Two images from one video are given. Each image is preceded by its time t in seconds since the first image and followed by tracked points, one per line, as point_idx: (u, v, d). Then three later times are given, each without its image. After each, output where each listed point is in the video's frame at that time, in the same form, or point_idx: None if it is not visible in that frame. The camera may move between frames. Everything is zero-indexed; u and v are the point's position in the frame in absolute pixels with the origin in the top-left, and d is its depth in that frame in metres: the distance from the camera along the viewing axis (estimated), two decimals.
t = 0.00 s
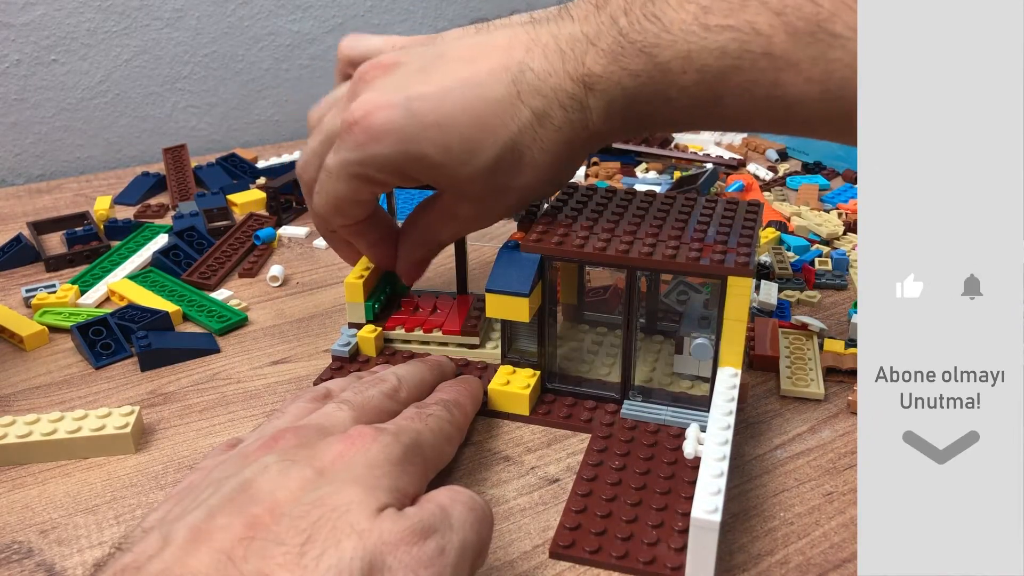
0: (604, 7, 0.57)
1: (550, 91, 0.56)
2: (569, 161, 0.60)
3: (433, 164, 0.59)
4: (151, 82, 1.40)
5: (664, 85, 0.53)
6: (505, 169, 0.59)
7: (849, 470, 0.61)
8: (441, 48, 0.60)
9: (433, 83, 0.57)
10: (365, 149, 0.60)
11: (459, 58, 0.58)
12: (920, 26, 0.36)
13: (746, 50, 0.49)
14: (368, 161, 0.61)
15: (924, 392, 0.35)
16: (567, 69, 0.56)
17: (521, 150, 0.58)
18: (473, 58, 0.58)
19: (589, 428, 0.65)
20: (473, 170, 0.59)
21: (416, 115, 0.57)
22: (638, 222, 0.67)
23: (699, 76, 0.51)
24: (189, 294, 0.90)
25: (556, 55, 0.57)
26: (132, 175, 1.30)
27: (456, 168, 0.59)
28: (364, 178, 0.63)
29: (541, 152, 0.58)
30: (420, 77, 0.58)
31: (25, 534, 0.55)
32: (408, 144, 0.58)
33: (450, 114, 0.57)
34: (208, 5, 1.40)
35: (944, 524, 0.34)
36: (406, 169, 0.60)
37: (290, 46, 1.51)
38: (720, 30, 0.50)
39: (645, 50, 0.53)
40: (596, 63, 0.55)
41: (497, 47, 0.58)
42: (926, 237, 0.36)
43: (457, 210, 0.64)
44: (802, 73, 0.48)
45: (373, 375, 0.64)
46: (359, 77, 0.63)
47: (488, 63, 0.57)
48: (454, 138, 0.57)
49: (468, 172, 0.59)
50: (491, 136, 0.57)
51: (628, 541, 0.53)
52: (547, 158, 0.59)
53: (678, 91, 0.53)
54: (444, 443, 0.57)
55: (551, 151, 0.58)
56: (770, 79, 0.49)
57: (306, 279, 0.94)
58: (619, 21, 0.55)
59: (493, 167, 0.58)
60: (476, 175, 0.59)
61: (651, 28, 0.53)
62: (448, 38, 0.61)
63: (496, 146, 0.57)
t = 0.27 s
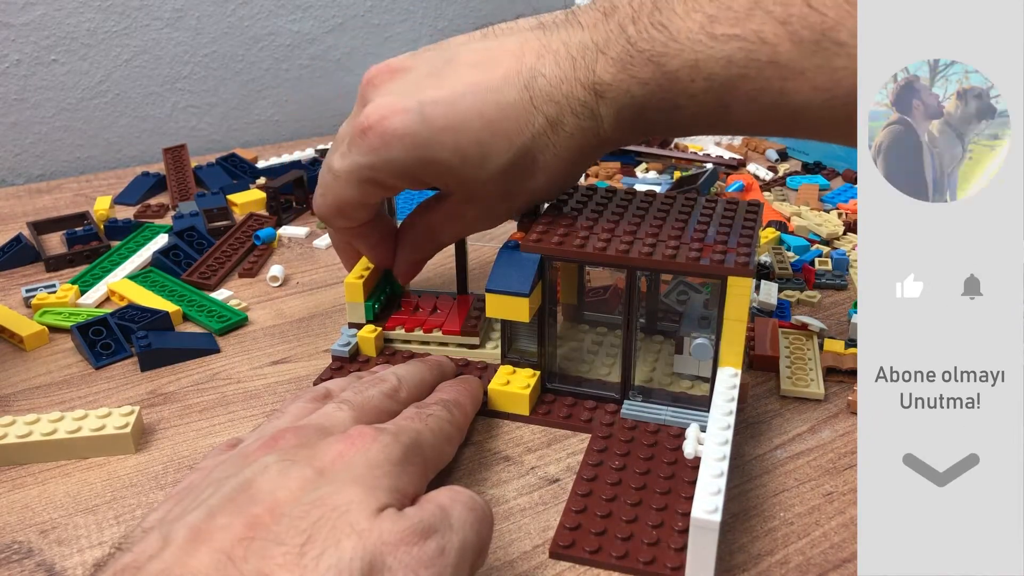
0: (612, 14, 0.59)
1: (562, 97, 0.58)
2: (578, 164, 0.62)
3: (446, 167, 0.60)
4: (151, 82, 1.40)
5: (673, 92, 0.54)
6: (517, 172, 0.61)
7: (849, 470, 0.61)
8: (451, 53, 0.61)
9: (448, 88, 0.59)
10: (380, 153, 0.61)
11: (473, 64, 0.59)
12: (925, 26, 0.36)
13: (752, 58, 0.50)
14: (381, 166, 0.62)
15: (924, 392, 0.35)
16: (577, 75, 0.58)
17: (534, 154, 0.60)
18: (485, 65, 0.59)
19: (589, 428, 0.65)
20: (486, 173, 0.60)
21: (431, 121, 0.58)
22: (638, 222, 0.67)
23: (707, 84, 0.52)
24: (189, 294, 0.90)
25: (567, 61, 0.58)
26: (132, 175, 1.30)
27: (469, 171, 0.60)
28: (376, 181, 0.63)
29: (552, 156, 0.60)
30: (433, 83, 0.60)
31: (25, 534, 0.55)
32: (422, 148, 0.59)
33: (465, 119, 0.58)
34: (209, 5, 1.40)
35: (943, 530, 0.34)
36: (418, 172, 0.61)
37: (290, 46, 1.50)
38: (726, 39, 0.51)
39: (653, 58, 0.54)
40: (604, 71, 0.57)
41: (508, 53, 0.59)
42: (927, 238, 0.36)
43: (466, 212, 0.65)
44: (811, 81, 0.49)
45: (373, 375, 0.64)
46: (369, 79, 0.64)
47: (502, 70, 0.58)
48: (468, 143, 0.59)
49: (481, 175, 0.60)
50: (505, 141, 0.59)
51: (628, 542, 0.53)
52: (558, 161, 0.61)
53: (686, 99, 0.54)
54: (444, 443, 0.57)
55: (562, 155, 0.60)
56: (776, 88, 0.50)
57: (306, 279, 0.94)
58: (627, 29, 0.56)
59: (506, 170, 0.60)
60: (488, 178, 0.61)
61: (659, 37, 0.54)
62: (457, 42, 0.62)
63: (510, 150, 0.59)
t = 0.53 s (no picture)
0: (609, 6, 0.60)
1: (557, 87, 0.59)
2: (575, 160, 0.63)
3: (440, 162, 0.61)
4: (151, 82, 1.40)
5: (673, 81, 0.55)
6: (512, 167, 0.61)
7: (849, 470, 0.61)
8: (445, 50, 0.63)
9: (442, 82, 0.60)
10: (372, 150, 0.62)
11: (465, 60, 0.61)
12: (927, 26, 0.36)
13: (756, 48, 0.51)
14: (375, 163, 0.62)
15: (925, 393, 0.35)
16: (574, 66, 0.59)
17: (528, 147, 0.61)
18: (478, 59, 0.61)
19: (590, 429, 0.65)
20: (480, 169, 0.61)
21: (423, 114, 0.59)
22: (640, 223, 0.67)
23: (708, 73, 0.53)
24: (189, 294, 0.90)
25: (563, 52, 0.60)
26: (132, 175, 1.30)
27: (464, 166, 0.61)
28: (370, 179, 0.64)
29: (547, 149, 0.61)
30: (426, 78, 0.61)
31: (25, 534, 0.55)
32: (416, 143, 0.60)
33: (459, 111, 0.59)
34: (208, 5, 1.40)
35: (944, 531, 0.34)
36: (412, 168, 0.62)
37: (290, 46, 1.50)
38: (728, 28, 0.51)
39: (653, 48, 0.55)
40: (603, 62, 0.58)
41: (501, 47, 0.61)
42: (928, 239, 0.36)
43: (463, 210, 0.65)
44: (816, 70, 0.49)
45: (373, 375, 0.65)
46: (363, 78, 0.65)
47: (494, 64, 0.60)
48: (462, 135, 0.59)
49: (475, 170, 0.61)
50: (499, 132, 0.60)
51: (626, 544, 0.53)
52: (553, 155, 0.61)
53: (684, 90, 0.55)
54: (444, 443, 0.57)
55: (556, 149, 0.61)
56: (780, 76, 0.50)
57: (306, 279, 0.95)
58: (625, 19, 0.57)
59: (500, 165, 0.61)
60: (483, 174, 0.61)
61: (658, 27, 0.55)
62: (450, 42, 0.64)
63: (504, 144, 0.60)
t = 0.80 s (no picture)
0: (586, 16, 0.57)
1: (539, 105, 0.57)
2: (562, 174, 0.62)
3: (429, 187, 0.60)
4: (151, 82, 1.40)
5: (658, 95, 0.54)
6: (501, 186, 0.60)
7: (849, 470, 0.61)
8: (425, 66, 0.61)
9: (423, 107, 0.58)
10: (359, 180, 0.61)
11: (444, 78, 0.59)
12: (926, 27, 0.36)
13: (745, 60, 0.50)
14: (363, 190, 0.61)
15: (925, 393, 0.35)
16: (556, 80, 0.57)
17: (514, 167, 0.59)
18: (458, 77, 0.59)
19: (590, 431, 0.65)
20: (469, 190, 0.60)
21: (407, 143, 0.58)
22: (641, 225, 0.67)
23: (696, 89, 0.52)
24: (189, 294, 0.90)
25: (543, 64, 0.58)
26: (132, 175, 1.30)
27: (453, 190, 0.60)
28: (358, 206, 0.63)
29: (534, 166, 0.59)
30: (407, 102, 0.59)
31: (25, 534, 0.55)
32: (403, 171, 0.59)
33: (443, 136, 0.58)
34: (208, 5, 1.40)
35: (943, 531, 0.34)
36: (401, 195, 0.61)
37: (290, 46, 1.50)
38: (716, 43, 0.51)
39: (638, 64, 0.54)
40: (585, 77, 0.56)
41: (480, 63, 0.59)
42: (928, 239, 0.36)
43: (458, 228, 0.65)
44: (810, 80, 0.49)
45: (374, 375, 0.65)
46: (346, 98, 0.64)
47: (473, 83, 0.58)
48: (449, 159, 0.58)
49: (465, 192, 0.60)
50: (486, 154, 0.58)
51: (624, 546, 0.53)
52: (541, 173, 0.60)
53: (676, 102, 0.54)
54: (444, 443, 0.57)
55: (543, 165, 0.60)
56: (770, 91, 0.50)
57: (306, 279, 0.95)
58: (605, 33, 0.55)
59: (489, 185, 0.60)
60: (473, 195, 0.60)
61: (641, 41, 0.53)
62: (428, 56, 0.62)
63: (490, 166, 0.59)
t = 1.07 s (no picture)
0: None
1: (551, 96, 0.53)
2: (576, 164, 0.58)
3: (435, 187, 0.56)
4: (151, 82, 1.40)
5: (695, 75, 0.51)
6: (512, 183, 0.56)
7: (849, 470, 0.61)
8: (426, 51, 0.56)
9: (424, 100, 0.54)
10: (358, 179, 0.57)
11: (447, 67, 0.54)
12: (927, 27, 0.36)
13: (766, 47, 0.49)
14: (365, 191, 0.58)
15: (924, 393, 0.35)
16: (569, 66, 0.53)
17: (525, 162, 0.55)
18: (461, 65, 0.54)
19: (589, 431, 0.65)
20: (477, 189, 0.56)
21: (408, 138, 0.54)
22: (641, 225, 0.67)
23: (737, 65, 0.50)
24: (189, 294, 0.90)
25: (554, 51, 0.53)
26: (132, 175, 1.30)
27: (459, 187, 0.56)
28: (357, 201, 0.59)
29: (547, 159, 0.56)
30: (407, 93, 0.55)
31: (25, 534, 0.55)
32: (406, 169, 0.55)
33: (446, 133, 0.54)
34: (208, 5, 1.40)
35: (943, 531, 0.34)
36: (406, 194, 0.57)
37: (290, 46, 1.51)
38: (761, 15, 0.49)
39: (671, 44, 0.51)
40: (606, 59, 0.52)
41: (486, 50, 0.54)
42: (928, 238, 0.36)
43: (465, 224, 0.61)
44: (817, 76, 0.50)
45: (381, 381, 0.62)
46: (342, 89, 0.59)
47: (477, 73, 0.53)
48: (454, 157, 0.54)
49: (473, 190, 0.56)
50: (493, 152, 0.54)
51: (625, 546, 0.53)
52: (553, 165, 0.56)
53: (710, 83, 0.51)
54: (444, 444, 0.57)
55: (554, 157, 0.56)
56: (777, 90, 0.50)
57: (306, 279, 0.95)
58: (627, 10, 0.52)
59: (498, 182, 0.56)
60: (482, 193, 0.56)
61: (672, 19, 0.51)
62: (429, 41, 0.57)
63: (498, 163, 0.55)
